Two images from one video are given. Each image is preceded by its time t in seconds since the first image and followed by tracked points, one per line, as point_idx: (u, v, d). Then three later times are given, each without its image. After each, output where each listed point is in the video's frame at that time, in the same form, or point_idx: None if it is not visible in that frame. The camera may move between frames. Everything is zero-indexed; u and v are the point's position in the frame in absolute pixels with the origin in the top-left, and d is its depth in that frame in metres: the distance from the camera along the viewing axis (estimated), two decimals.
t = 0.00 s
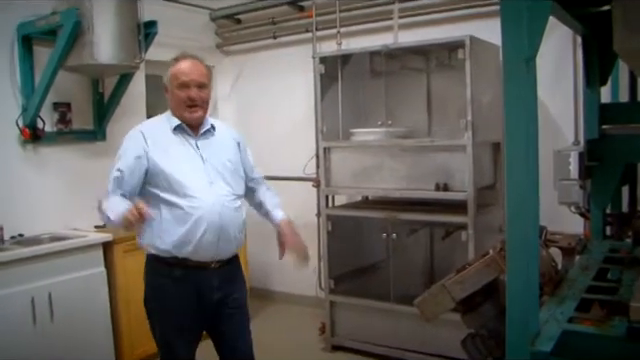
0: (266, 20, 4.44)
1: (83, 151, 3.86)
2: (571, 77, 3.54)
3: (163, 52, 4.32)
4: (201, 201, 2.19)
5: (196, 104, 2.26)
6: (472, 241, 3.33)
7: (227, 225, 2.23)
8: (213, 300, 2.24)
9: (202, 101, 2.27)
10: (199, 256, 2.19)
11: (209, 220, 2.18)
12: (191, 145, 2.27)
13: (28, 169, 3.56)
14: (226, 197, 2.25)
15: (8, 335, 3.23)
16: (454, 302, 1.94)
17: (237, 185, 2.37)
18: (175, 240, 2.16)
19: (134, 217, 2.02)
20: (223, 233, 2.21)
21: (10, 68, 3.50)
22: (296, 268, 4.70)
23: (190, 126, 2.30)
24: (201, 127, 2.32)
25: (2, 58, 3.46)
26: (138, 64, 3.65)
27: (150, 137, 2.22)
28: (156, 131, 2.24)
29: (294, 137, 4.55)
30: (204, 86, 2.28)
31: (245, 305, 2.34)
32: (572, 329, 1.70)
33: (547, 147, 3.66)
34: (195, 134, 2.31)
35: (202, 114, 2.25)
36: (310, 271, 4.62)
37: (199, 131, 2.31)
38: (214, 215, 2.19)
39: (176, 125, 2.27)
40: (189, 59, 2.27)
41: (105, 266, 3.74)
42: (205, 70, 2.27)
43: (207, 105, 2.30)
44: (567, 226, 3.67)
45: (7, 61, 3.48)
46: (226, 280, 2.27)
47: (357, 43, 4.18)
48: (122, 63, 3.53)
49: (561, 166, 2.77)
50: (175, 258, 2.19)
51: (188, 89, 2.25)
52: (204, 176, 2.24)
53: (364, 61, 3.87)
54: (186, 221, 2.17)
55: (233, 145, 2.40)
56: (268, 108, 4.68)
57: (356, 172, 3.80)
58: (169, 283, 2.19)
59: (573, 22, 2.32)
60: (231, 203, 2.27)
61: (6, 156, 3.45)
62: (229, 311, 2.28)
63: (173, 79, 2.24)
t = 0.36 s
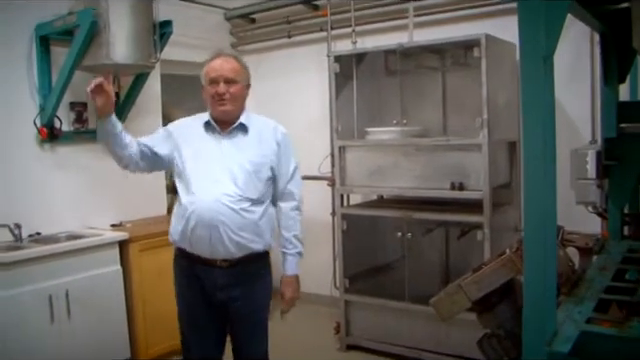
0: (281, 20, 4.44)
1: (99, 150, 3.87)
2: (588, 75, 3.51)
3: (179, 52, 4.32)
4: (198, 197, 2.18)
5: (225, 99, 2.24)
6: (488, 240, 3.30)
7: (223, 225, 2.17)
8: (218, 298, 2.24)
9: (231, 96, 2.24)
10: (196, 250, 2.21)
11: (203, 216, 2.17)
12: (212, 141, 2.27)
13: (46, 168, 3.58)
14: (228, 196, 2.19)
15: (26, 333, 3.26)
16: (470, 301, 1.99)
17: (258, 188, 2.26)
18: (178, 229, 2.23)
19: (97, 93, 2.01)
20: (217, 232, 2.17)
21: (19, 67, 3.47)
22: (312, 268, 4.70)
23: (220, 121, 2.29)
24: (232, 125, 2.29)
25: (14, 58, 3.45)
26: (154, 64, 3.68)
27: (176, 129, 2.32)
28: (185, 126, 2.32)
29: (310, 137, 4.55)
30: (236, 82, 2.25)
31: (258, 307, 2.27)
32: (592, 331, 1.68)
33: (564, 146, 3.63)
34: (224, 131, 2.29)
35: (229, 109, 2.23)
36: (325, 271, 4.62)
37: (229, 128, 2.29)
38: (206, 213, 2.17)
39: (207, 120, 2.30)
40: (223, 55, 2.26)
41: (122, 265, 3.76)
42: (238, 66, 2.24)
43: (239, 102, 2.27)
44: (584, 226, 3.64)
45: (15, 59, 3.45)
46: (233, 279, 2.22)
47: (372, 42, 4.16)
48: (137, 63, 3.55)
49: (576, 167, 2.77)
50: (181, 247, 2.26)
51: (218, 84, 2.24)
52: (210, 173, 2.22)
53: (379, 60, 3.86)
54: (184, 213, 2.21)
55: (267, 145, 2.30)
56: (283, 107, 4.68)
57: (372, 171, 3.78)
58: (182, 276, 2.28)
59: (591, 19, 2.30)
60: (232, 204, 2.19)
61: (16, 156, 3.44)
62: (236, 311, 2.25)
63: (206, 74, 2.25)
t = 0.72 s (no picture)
0: (297, 20, 4.44)
1: (116, 150, 3.89)
2: (607, 74, 3.48)
3: (196, 52, 4.33)
4: (221, 197, 2.25)
5: (261, 98, 2.26)
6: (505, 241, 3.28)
7: (241, 225, 2.20)
8: (241, 297, 2.26)
9: (267, 97, 2.25)
10: (222, 247, 2.28)
11: (224, 215, 2.23)
12: (246, 141, 2.30)
13: (64, 169, 3.61)
14: (248, 198, 2.21)
15: (44, 333, 3.29)
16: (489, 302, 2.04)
17: (282, 191, 2.24)
18: (209, 224, 2.33)
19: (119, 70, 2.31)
20: (235, 231, 2.21)
21: (16, 68, 3.39)
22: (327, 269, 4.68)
23: (255, 120, 2.31)
24: (267, 125, 2.30)
25: (13, 58, 3.37)
26: (170, 64, 3.70)
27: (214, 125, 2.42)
28: (224, 125, 2.40)
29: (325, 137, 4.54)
30: (273, 82, 2.25)
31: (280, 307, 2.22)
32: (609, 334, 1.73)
33: (583, 146, 3.59)
34: (259, 131, 2.31)
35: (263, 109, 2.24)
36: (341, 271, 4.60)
37: (264, 128, 2.31)
38: (226, 212, 2.22)
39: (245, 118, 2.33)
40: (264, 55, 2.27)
41: (139, 264, 3.79)
42: (276, 66, 2.24)
43: (275, 102, 2.28)
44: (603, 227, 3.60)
45: (12, 60, 3.37)
46: (254, 278, 2.23)
47: (388, 42, 4.15)
48: (154, 64, 3.57)
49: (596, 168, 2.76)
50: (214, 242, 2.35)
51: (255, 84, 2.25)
52: (237, 173, 2.26)
53: (395, 60, 3.84)
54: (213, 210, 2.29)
55: (296, 148, 2.27)
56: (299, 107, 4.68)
57: (389, 171, 3.77)
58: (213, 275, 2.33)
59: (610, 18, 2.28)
60: (251, 205, 2.21)
61: (16, 157, 3.39)
62: (259, 310, 2.24)
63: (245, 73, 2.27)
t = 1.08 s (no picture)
0: (315, 22, 4.45)
1: (135, 152, 3.92)
2: (629, 75, 3.44)
3: (214, 54, 4.34)
4: (244, 198, 2.27)
5: (288, 100, 2.28)
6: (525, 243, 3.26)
7: (262, 226, 2.22)
8: (261, 298, 2.27)
9: (294, 99, 2.28)
10: (244, 247, 2.30)
11: (246, 216, 2.25)
12: (271, 143, 2.33)
13: (82, 170, 3.62)
14: (270, 200, 2.22)
15: (65, 332, 3.33)
16: (507, 304, 2.17)
17: (304, 193, 2.24)
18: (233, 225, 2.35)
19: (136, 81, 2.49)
20: (257, 232, 2.22)
21: (16, 68, 3.34)
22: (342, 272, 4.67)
23: (281, 122, 2.34)
24: (293, 126, 2.32)
25: (12, 57, 3.32)
26: (189, 66, 3.72)
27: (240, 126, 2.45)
28: (250, 127, 2.42)
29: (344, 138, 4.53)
30: (300, 85, 2.28)
31: (299, 308, 2.23)
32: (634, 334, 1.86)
33: (604, 148, 3.55)
34: (284, 133, 2.33)
35: (289, 111, 2.26)
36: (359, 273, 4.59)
37: (289, 130, 2.33)
38: (249, 213, 2.24)
39: (271, 119, 2.36)
40: (292, 57, 2.30)
41: (157, 265, 3.81)
42: (304, 68, 2.27)
43: (302, 105, 2.30)
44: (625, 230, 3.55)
45: (12, 60, 3.32)
46: (273, 279, 2.24)
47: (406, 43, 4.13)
48: (172, 66, 3.59)
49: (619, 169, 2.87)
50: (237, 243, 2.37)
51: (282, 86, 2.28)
52: (260, 175, 2.27)
53: (413, 61, 3.83)
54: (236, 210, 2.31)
55: (320, 151, 2.28)
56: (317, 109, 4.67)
57: (408, 172, 3.77)
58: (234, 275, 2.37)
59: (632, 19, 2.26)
60: (273, 207, 2.22)
61: (15, 157, 3.33)
62: (278, 311, 2.25)
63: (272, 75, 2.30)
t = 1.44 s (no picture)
0: (333, 20, 4.37)
1: (150, 153, 3.87)
2: None
3: (231, 54, 4.28)
4: (254, 201, 2.21)
5: (303, 101, 2.24)
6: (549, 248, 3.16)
7: (274, 230, 2.16)
8: (273, 305, 2.23)
9: (309, 100, 2.24)
10: (253, 252, 2.24)
11: (256, 220, 2.19)
12: (282, 145, 2.29)
13: (93, 170, 3.57)
14: (281, 203, 2.17)
15: (78, 335, 3.29)
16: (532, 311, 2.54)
17: (317, 195, 2.20)
18: (241, 229, 2.29)
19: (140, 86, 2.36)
20: (268, 236, 2.17)
21: (16, 67, 3.23)
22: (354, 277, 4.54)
23: (292, 124, 2.30)
24: (305, 128, 2.28)
25: (13, 57, 3.22)
26: (204, 66, 3.66)
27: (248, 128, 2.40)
28: (258, 129, 2.37)
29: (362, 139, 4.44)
30: (315, 86, 2.24)
31: (313, 311, 2.19)
32: None
33: (632, 150, 3.43)
34: (296, 134, 2.29)
35: (303, 113, 2.23)
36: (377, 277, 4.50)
37: (301, 132, 2.29)
38: (259, 216, 2.18)
39: (282, 122, 2.32)
40: (304, 58, 2.26)
41: (172, 268, 3.75)
42: (317, 69, 2.24)
43: (315, 106, 2.27)
44: None
45: (12, 59, 3.22)
46: (285, 284, 2.20)
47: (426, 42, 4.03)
48: (188, 65, 3.53)
49: None
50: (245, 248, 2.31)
51: (297, 87, 2.23)
52: (271, 177, 2.22)
53: (433, 60, 3.74)
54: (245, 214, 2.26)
55: (332, 153, 2.24)
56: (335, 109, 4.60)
57: (427, 175, 3.70)
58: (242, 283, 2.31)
59: None
60: (285, 210, 2.17)
61: (15, 158, 3.24)
62: (294, 313, 2.21)
63: (285, 75, 2.25)
